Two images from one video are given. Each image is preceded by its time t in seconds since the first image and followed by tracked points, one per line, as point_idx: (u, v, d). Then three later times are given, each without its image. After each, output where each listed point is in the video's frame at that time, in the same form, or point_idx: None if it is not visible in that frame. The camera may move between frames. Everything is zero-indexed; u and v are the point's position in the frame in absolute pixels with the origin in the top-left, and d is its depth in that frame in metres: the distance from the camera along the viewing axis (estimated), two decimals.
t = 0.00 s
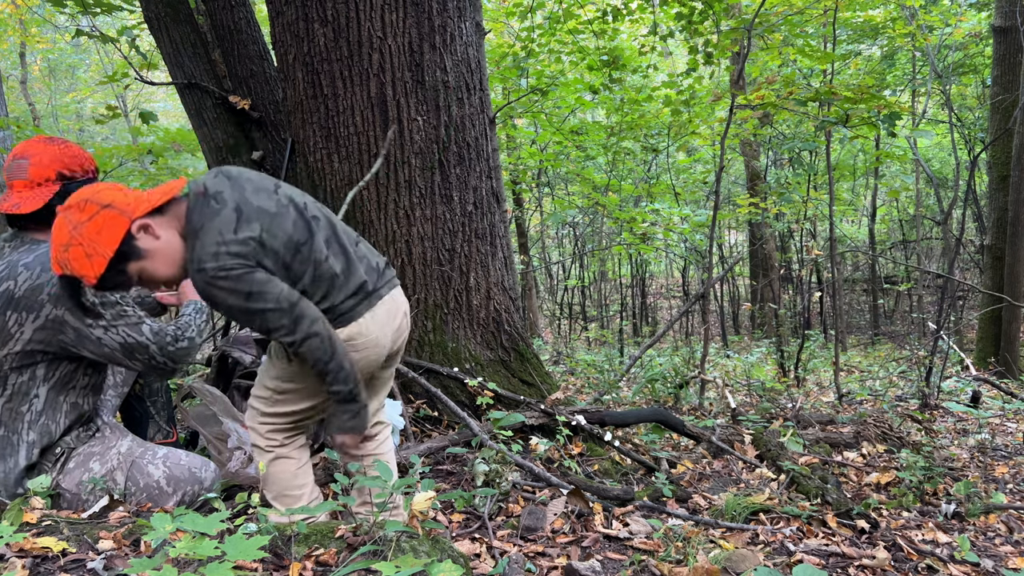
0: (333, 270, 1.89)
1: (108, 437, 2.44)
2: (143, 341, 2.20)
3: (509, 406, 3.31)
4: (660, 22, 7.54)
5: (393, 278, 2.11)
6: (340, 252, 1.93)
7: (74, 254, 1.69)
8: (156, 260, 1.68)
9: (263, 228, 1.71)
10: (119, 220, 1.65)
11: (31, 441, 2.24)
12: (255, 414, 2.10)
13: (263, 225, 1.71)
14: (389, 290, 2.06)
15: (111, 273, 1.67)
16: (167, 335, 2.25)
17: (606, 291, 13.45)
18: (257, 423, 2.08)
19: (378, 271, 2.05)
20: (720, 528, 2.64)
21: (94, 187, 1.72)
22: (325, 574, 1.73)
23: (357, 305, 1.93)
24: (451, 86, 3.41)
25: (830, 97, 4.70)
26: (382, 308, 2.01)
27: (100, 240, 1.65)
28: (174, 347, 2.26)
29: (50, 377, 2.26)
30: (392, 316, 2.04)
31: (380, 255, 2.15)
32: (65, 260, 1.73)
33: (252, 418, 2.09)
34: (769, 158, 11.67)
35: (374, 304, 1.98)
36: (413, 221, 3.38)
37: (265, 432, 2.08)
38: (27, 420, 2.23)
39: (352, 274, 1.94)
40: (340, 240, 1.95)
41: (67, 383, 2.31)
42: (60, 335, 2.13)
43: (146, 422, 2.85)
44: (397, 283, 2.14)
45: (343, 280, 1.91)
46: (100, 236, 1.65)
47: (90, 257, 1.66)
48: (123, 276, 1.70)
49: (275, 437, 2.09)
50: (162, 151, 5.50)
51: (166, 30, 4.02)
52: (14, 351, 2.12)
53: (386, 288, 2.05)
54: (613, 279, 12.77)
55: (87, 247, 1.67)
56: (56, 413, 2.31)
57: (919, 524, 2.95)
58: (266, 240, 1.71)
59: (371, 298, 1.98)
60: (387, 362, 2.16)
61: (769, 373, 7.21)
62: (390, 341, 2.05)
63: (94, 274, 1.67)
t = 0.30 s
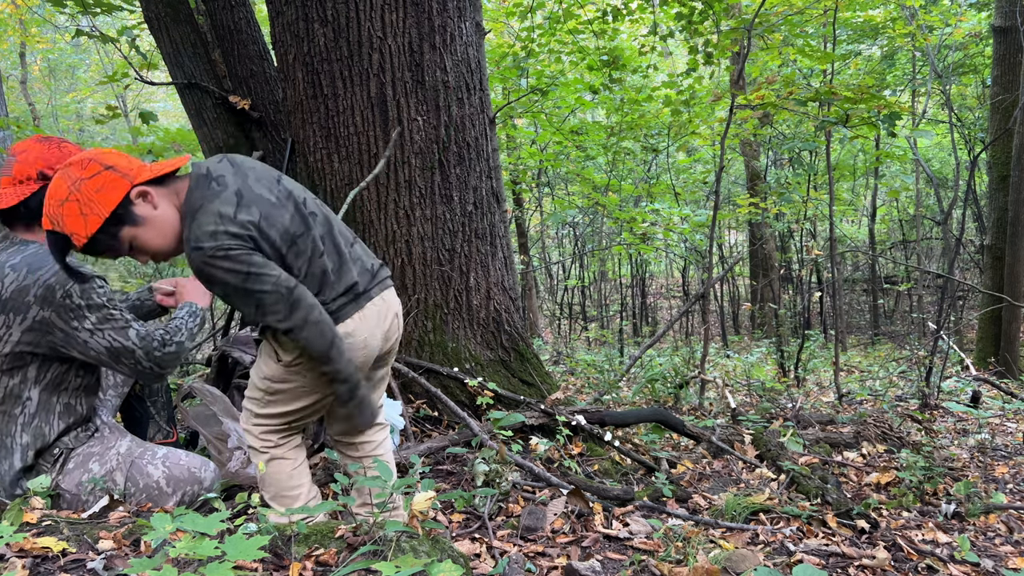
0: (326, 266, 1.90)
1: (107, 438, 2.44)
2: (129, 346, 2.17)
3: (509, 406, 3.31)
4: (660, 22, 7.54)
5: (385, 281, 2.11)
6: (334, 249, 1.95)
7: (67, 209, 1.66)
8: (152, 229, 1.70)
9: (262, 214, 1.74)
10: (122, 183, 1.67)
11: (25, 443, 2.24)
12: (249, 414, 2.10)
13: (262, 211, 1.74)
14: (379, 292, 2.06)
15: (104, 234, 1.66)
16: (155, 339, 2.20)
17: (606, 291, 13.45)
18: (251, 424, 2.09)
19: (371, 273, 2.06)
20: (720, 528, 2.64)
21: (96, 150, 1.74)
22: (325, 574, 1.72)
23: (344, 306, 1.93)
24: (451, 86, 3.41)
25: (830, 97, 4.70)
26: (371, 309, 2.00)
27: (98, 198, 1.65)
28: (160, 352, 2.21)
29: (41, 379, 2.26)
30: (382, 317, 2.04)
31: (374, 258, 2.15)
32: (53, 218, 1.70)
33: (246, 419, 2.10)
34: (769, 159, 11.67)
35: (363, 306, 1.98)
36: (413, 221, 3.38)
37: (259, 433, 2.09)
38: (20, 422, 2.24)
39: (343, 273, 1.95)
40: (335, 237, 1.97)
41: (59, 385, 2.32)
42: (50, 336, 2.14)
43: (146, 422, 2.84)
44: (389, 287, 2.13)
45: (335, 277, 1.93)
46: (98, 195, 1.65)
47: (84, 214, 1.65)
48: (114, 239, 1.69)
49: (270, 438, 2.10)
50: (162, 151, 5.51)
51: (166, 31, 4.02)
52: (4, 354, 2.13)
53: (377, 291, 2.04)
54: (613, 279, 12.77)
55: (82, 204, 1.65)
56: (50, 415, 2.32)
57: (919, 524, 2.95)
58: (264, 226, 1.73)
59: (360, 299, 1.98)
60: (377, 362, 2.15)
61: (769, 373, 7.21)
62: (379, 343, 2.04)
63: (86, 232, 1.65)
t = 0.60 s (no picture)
0: (328, 272, 1.90)
1: (107, 438, 2.43)
2: (111, 357, 2.16)
3: (509, 407, 3.32)
4: (660, 22, 7.54)
5: (387, 279, 2.12)
6: (335, 252, 1.95)
7: (70, 226, 1.60)
8: (157, 246, 1.65)
9: (264, 227, 1.72)
10: (127, 199, 1.62)
11: (18, 445, 2.25)
12: (253, 413, 2.14)
13: (263, 224, 1.72)
14: (382, 292, 2.07)
15: (109, 250, 1.59)
16: (138, 352, 2.20)
17: (606, 291, 13.46)
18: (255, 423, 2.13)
19: (372, 272, 2.06)
20: (720, 528, 2.64)
21: (99, 167, 1.69)
22: (325, 574, 1.72)
23: (348, 308, 1.95)
24: (451, 86, 3.41)
25: (830, 97, 4.70)
26: (375, 311, 2.02)
27: (103, 214, 1.59)
28: (141, 364, 2.21)
29: (33, 381, 2.26)
30: (385, 318, 2.06)
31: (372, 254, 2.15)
32: (54, 236, 1.63)
33: (251, 418, 2.14)
34: (768, 159, 11.67)
35: (367, 307, 2.00)
36: (413, 221, 3.38)
37: (262, 431, 2.12)
38: (14, 424, 2.25)
39: (346, 276, 1.95)
40: (335, 241, 1.96)
41: (52, 386, 2.31)
42: (36, 338, 2.14)
43: (147, 422, 2.83)
44: (390, 285, 2.14)
45: (337, 281, 1.93)
46: (103, 212, 1.59)
47: (89, 231, 1.59)
48: (118, 257, 1.61)
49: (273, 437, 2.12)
50: (162, 151, 5.51)
51: (166, 30, 4.02)
52: None
53: (380, 291, 2.06)
54: (613, 279, 12.77)
55: (87, 220, 1.59)
56: (44, 417, 2.31)
57: (919, 524, 2.96)
58: (267, 241, 1.72)
59: (364, 301, 1.99)
60: (381, 363, 2.17)
61: (769, 373, 7.22)
62: (381, 343, 2.06)
63: (90, 249, 1.59)
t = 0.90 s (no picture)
0: (328, 281, 1.90)
1: (106, 438, 2.42)
2: (93, 364, 2.13)
3: (509, 407, 3.32)
4: (660, 22, 7.54)
5: (386, 279, 2.12)
6: (335, 259, 1.94)
7: (74, 266, 1.60)
8: (158, 279, 1.63)
9: (264, 246, 1.72)
10: (126, 236, 1.61)
11: (13, 447, 2.26)
12: (259, 412, 2.15)
13: (262, 243, 1.71)
14: (383, 294, 2.07)
15: (110, 287, 1.58)
16: (121, 360, 2.17)
17: (606, 291, 13.46)
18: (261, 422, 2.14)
19: (371, 274, 2.05)
20: (720, 528, 2.64)
21: (98, 205, 1.69)
22: (325, 574, 1.72)
23: (350, 314, 1.95)
24: (451, 86, 3.41)
25: (830, 97, 4.70)
26: (377, 313, 2.02)
27: (103, 251, 1.58)
28: (125, 373, 2.18)
29: (25, 383, 2.26)
30: (388, 320, 2.06)
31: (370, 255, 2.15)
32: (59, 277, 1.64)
33: (256, 417, 2.15)
34: (769, 159, 11.67)
35: (370, 311, 2.00)
36: (413, 221, 3.38)
37: (265, 430, 2.13)
38: (8, 427, 2.26)
39: (346, 283, 1.94)
40: (334, 250, 1.95)
41: (45, 387, 2.31)
42: (23, 341, 2.14)
43: (148, 423, 2.79)
44: (391, 286, 2.15)
45: (338, 289, 1.92)
46: (104, 249, 1.58)
47: (90, 269, 1.58)
48: (120, 293, 1.60)
49: (278, 435, 2.13)
50: (162, 151, 5.51)
51: (166, 30, 4.01)
52: None
53: (381, 293, 2.06)
54: (613, 279, 12.77)
55: (88, 259, 1.59)
56: (39, 418, 2.31)
57: (919, 524, 2.96)
58: (269, 259, 1.72)
59: (366, 305, 1.99)
60: (383, 365, 2.18)
61: (769, 373, 7.22)
62: (384, 347, 2.07)
63: (93, 286, 1.58)
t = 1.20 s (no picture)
0: (325, 291, 1.89)
1: (105, 439, 2.42)
2: (79, 370, 2.13)
3: (509, 406, 3.32)
4: (660, 22, 7.54)
5: (385, 287, 2.10)
6: (333, 269, 1.92)
7: (70, 274, 1.66)
8: (152, 290, 1.65)
9: (261, 259, 1.71)
10: (121, 246, 1.64)
11: (10, 448, 2.26)
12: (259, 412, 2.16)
13: (259, 255, 1.71)
14: (383, 302, 2.06)
15: (104, 296, 1.63)
16: (106, 367, 2.15)
17: (606, 291, 13.46)
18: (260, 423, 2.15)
19: (371, 282, 2.04)
20: (720, 528, 2.64)
21: (99, 212, 1.73)
22: (325, 574, 1.72)
23: (348, 323, 1.95)
24: (451, 86, 3.41)
25: (830, 97, 4.70)
26: (376, 321, 2.02)
27: (98, 261, 1.63)
28: (109, 380, 2.16)
29: (21, 383, 2.28)
30: (387, 328, 2.06)
31: (370, 261, 2.13)
32: (58, 282, 1.70)
33: (256, 418, 2.16)
34: (769, 159, 11.67)
35: (368, 319, 1.99)
36: (413, 221, 3.38)
37: (264, 430, 2.14)
38: (5, 427, 2.26)
39: (344, 292, 1.93)
40: (333, 260, 1.93)
41: (42, 387, 2.31)
42: (13, 344, 2.16)
43: (148, 423, 2.79)
44: (391, 293, 2.13)
45: (335, 300, 1.91)
46: (99, 260, 1.62)
47: (85, 278, 1.64)
48: (113, 302, 1.65)
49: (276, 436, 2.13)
50: (162, 151, 5.50)
51: (166, 30, 4.01)
52: None
53: (381, 301, 2.05)
54: (613, 279, 12.77)
55: (84, 268, 1.64)
56: (36, 418, 2.32)
57: (918, 524, 2.96)
58: (265, 272, 1.71)
59: (364, 314, 1.98)
60: (381, 372, 2.18)
61: (769, 373, 7.22)
62: (381, 355, 2.07)
63: (86, 295, 1.64)
